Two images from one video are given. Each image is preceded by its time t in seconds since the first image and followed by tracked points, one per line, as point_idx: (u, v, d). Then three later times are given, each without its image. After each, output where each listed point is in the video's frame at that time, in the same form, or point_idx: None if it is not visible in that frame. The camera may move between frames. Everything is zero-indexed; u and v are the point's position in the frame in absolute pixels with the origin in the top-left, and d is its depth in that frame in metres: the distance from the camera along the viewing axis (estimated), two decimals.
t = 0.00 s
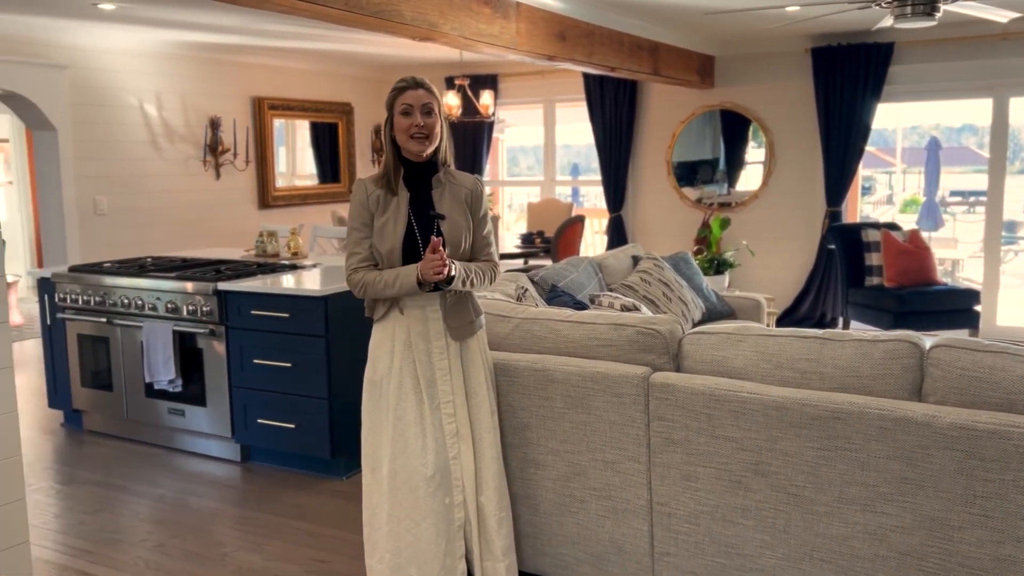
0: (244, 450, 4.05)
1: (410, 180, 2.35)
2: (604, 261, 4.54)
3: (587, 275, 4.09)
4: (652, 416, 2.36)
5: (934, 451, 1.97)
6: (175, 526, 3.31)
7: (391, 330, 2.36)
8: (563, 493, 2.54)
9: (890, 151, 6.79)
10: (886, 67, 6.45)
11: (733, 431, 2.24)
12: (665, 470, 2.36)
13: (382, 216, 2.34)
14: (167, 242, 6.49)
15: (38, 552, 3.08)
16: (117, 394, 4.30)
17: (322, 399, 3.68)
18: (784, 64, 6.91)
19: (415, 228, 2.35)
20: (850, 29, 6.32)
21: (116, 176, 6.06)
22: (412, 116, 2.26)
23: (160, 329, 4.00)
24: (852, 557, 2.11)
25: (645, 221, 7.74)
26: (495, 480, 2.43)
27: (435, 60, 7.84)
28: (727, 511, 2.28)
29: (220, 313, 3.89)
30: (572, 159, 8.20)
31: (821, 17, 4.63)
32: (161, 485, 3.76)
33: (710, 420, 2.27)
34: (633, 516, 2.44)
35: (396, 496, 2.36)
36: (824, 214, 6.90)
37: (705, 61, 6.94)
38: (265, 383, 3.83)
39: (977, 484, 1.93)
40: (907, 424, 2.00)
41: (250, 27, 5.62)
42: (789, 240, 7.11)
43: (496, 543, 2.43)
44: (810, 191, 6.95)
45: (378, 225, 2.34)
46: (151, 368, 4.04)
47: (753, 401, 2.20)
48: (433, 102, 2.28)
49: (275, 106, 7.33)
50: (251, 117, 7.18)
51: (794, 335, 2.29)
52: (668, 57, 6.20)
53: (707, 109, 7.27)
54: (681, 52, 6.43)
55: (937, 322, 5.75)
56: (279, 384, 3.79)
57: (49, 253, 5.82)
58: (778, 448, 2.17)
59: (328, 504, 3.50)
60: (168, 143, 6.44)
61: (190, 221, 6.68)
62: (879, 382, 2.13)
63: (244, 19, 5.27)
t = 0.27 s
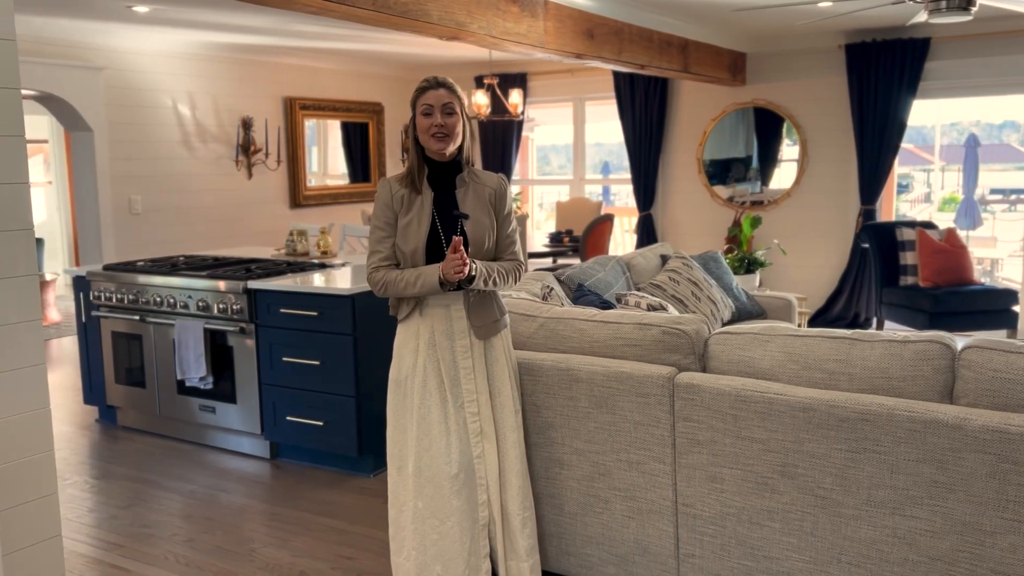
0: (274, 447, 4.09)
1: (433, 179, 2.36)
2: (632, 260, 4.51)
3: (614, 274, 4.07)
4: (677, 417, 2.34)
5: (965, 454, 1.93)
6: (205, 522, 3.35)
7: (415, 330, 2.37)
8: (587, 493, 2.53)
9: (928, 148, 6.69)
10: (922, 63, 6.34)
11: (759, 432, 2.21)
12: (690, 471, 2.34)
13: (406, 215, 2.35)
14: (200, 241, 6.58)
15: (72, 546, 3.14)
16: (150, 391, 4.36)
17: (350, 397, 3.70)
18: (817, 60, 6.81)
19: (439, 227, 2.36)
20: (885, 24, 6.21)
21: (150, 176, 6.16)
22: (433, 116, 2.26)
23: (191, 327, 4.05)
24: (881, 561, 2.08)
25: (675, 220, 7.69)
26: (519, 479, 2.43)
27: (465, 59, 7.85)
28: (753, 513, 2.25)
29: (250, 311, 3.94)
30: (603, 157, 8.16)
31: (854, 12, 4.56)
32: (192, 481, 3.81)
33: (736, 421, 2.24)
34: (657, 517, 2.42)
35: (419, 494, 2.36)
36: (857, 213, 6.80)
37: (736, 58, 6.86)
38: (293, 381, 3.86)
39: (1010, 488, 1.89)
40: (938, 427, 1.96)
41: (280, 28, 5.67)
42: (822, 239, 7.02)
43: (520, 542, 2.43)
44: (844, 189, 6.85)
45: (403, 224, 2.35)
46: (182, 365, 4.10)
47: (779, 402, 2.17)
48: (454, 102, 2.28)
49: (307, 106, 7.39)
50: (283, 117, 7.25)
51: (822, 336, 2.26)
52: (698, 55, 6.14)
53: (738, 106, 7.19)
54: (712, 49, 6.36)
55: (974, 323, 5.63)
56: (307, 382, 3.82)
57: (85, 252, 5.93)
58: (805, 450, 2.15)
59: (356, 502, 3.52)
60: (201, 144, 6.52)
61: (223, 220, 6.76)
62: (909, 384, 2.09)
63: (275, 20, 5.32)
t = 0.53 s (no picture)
0: (296, 445, 4.13)
1: (449, 179, 2.37)
2: (654, 260, 4.49)
3: (636, 274, 4.05)
4: (695, 418, 2.33)
5: (988, 458, 1.90)
6: (227, 519, 3.39)
7: (431, 330, 2.37)
8: (605, 494, 2.52)
9: (962, 146, 6.64)
10: (952, 59, 6.23)
11: (778, 434, 2.19)
12: (709, 473, 2.32)
13: (422, 214, 2.36)
14: (226, 240, 6.65)
15: (98, 542, 3.19)
16: (176, 389, 4.42)
17: (371, 396, 3.72)
18: (845, 57, 6.72)
19: (456, 227, 2.36)
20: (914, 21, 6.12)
21: (178, 176, 6.24)
22: (446, 115, 2.27)
23: (215, 325, 4.10)
24: (903, 566, 2.04)
25: (700, 219, 7.64)
26: (535, 479, 2.43)
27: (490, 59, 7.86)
28: (772, 515, 2.23)
29: (273, 311, 3.97)
30: (631, 156, 8.12)
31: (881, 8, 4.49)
32: (216, 478, 3.86)
33: (754, 423, 2.22)
34: (676, 519, 2.40)
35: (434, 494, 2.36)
36: (886, 212, 6.70)
37: (763, 55, 6.79)
38: (316, 380, 3.89)
39: None
40: (960, 430, 1.93)
41: (306, 29, 5.71)
42: (849, 238, 6.93)
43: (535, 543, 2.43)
44: (873, 188, 6.75)
45: (418, 224, 2.35)
46: (207, 364, 4.15)
47: (799, 404, 2.14)
48: (468, 101, 2.28)
49: (332, 106, 7.44)
50: (309, 118, 7.31)
51: (842, 337, 2.23)
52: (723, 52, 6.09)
53: (765, 104, 7.12)
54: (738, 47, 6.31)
55: (1006, 324, 5.52)
56: (329, 381, 3.85)
57: (114, 251, 6.02)
58: (825, 453, 2.12)
59: (376, 500, 3.54)
60: (228, 144, 6.59)
61: (250, 220, 6.83)
62: (931, 386, 2.06)
63: (300, 21, 5.36)
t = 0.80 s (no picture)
0: (315, 444, 4.16)
1: (462, 176, 2.37)
2: (672, 261, 4.47)
3: (654, 275, 4.04)
4: (708, 421, 2.31)
5: (1006, 462, 1.87)
6: (246, 517, 3.42)
7: (444, 329, 2.38)
8: (618, 496, 2.51)
9: (992, 144, 6.51)
10: (979, 56, 6.14)
11: (792, 437, 2.16)
12: (722, 475, 2.31)
13: (435, 214, 2.36)
14: (249, 240, 6.70)
15: (118, 539, 3.23)
16: (197, 388, 4.47)
17: (388, 396, 3.74)
18: (869, 55, 6.65)
19: (469, 225, 2.36)
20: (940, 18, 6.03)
21: (201, 177, 6.30)
22: (456, 113, 2.27)
23: (235, 325, 4.14)
24: (918, 571, 2.02)
25: (722, 219, 7.59)
26: (543, 480, 2.43)
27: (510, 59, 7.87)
28: (786, 519, 2.21)
29: (292, 310, 4.00)
30: (655, 156, 8.07)
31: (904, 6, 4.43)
32: (236, 477, 3.89)
33: (768, 426, 2.20)
34: (689, 521, 2.38)
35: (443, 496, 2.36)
36: (911, 211, 6.61)
37: (785, 54, 6.73)
38: (333, 380, 3.91)
39: None
40: (977, 433, 1.90)
41: (326, 30, 5.75)
42: (873, 238, 6.85)
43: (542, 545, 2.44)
44: (897, 187, 6.67)
45: (432, 223, 2.36)
46: (227, 363, 4.19)
47: (813, 407, 2.12)
48: (477, 99, 2.28)
49: (353, 107, 7.49)
50: (330, 119, 7.36)
51: (859, 339, 2.21)
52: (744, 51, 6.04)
53: (788, 102, 7.05)
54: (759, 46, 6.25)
55: None
56: (346, 381, 3.87)
57: (138, 251, 6.09)
58: (840, 456, 2.09)
59: (393, 500, 3.55)
60: (250, 145, 6.65)
61: (271, 220, 6.88)
62: (948, 390, 2.03)
63: (320, 23, 5.40)
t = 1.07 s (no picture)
0: (331, 444, 4.18)
1: (473, 175, 2.38)
2: (688, 262, 4.45)
3: (669, 275, 4.02)
4: (720, 423, 2.30)
5: (1021, 467, 1.85)
6: (261, 517, 3.44)
7: (453, 328, 2.37)
8: (629, 498, 2.50)
9: (1019, 143, 6.45)
10: (1001, 54, 6.06)
11: (804, 440, 2.15)
12: (733, 478, 2.29)
13: (445, 210, 2.36)
14: (267, 241, 6.75)
15: (135, 538, 3.26)
16: (214, 388, 4.50)
17: (402, 396, 3.75)
18: (889, 54, 6.58)
19: (480, 223, 2.36)
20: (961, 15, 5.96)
21: (219, 178, 6.35)
22: (463, 114, 2.27)
23: (252, 326, 4.17)
24: None
25: (740, 220, 7.55)
26: (544, 484, 2.42)
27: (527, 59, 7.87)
28: (798, 522, 2.19)
29: (307, 311, 4.02)
30: (675, 155, 8.02)
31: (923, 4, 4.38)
32: (252, 476, 3.92)
33: (780, 428, 2.19)
34: (700, 524, 2.37)
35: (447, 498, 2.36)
36: (932, 211, 6.54)
37: (804, 52, 6.68)
38: (348, 380, 3.93)
39: None
40: (991, 437, 1.88)
41: (342, 32, 5.77)
42: (893, 239, 6.78)
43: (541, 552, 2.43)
44: (918, 187, 6.60)
45: (443, 220, 2.37)
46: (244, 363, 4.22)
47: (825, 409, 2.10)
48: (485, 100, 2.28)
49: (371, 109, 7.53)
50: (348, 120, 7.39)
51: (872, 340, 2.18)
52: (762, 51, 6.00)
53: (807, 102, 7.00)
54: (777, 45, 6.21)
55: None
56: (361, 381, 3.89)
57: (157, 252, 6.15)
58: (852, 459, 2.07)
59: (407, 500, 3.56)
60: (268, 147, 6.70)
61: (289, 221, 6.92)
62: (963, 393, 2.00)
63: (337, 25, 5.43)
